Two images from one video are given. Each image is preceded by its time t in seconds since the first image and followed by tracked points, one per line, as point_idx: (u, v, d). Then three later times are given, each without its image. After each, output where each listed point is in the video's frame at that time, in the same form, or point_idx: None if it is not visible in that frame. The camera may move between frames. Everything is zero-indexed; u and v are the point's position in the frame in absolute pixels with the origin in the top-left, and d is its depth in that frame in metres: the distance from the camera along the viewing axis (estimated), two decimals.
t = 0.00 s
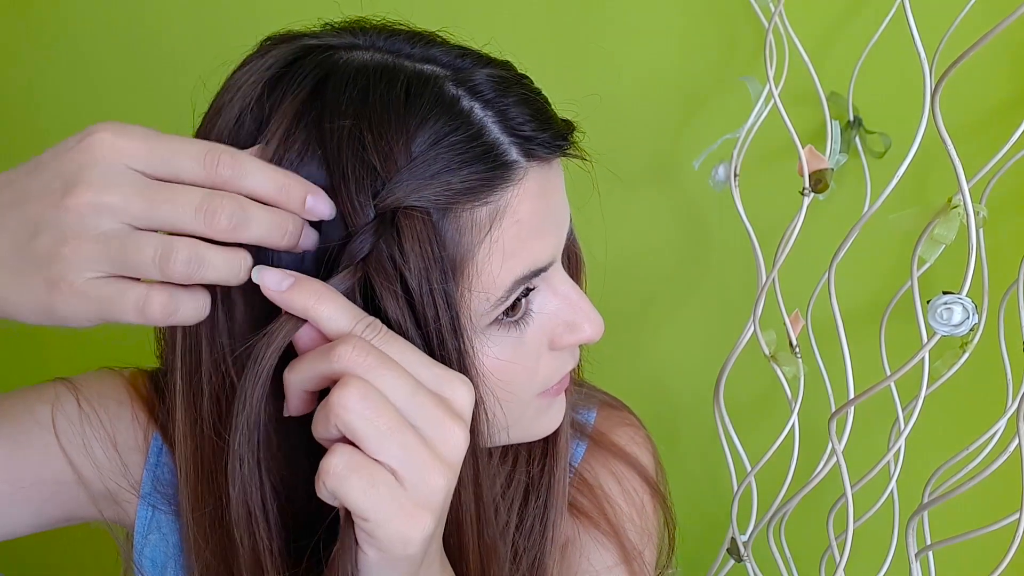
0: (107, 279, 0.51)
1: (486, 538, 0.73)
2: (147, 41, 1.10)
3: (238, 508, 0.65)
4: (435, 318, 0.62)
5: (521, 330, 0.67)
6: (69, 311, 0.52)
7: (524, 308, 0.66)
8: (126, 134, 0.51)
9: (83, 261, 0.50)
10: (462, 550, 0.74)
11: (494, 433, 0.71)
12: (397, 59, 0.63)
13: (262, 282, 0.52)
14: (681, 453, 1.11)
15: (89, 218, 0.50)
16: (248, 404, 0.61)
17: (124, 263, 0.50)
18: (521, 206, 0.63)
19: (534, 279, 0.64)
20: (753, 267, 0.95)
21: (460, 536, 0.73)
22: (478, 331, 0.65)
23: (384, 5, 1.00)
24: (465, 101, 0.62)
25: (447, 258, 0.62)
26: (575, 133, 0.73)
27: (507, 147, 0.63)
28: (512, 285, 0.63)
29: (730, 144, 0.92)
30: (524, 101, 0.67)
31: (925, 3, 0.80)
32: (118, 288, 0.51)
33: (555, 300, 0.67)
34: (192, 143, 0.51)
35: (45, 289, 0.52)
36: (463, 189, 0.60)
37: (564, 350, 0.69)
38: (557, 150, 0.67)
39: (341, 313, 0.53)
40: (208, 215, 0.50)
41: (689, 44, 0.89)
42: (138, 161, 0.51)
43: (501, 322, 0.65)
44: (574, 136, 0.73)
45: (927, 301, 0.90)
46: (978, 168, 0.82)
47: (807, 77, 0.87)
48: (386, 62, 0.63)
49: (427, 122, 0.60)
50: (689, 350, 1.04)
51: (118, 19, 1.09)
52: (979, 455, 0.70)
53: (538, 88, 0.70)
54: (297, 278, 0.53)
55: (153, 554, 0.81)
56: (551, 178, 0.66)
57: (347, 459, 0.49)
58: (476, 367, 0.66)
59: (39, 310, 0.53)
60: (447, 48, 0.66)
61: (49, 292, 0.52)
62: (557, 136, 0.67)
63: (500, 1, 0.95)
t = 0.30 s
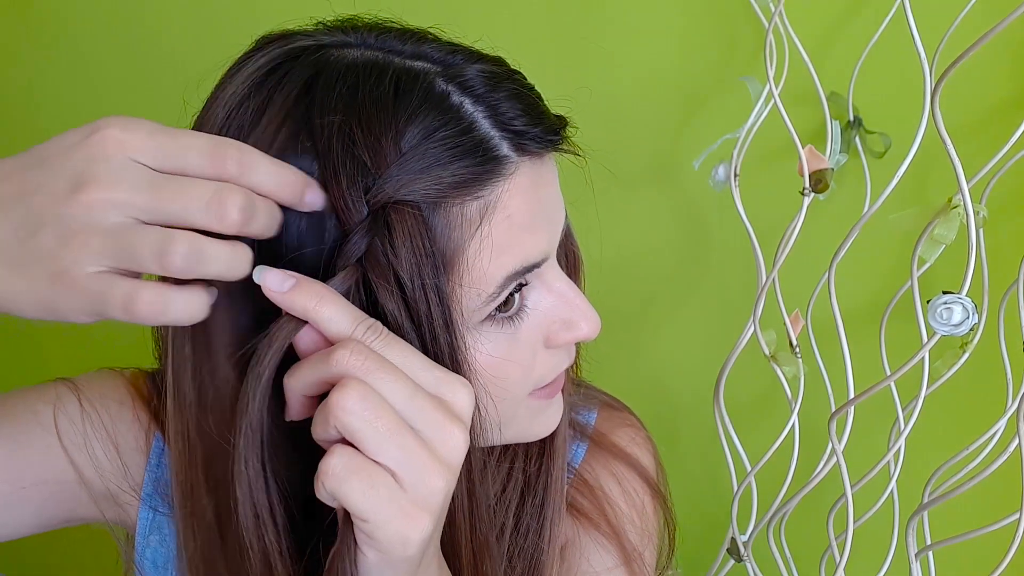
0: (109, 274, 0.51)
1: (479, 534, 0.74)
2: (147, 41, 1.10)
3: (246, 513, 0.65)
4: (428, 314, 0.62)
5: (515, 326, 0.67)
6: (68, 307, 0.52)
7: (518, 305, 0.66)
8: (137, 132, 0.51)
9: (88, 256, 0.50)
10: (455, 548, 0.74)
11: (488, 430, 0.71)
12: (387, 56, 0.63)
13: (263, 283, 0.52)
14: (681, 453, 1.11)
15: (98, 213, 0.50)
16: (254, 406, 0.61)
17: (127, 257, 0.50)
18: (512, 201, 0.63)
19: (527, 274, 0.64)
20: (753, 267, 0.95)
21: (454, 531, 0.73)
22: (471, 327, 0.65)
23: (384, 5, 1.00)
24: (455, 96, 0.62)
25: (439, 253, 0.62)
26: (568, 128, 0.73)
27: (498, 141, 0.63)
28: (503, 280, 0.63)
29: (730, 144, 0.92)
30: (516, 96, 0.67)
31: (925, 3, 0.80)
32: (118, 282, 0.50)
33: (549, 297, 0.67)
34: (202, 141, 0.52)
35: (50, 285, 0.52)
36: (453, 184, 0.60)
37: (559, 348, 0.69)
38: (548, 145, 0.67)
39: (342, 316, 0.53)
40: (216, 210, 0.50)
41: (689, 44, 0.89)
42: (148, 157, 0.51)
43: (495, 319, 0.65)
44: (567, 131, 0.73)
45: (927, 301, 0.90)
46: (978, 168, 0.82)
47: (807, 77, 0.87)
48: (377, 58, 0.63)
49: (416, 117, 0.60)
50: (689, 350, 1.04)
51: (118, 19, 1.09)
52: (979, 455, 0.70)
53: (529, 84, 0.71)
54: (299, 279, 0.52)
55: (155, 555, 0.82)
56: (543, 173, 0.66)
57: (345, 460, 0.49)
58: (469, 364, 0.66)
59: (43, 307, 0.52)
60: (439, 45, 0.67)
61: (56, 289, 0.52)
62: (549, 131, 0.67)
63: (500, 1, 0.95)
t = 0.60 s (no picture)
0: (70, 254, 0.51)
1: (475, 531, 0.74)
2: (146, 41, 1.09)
3: (242, 513, 0.65)
4: (426, 312, 0.62)
5: (513, 326, 0.66)
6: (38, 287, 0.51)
7: (517, 306, 0.66)
8: (100, 113, 0.51)
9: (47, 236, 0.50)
10: (451, 545, 0.74)
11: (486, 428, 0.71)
12: (386, 55, 0.63)
13: (266, 281, 0.51)
14: (680, 453, 1.11)
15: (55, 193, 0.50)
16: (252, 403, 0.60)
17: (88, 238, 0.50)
18: (511, 200, 0.63)
19: (526, 274, 0.64)
20: (753, 267, 0.95)
21: (450, 526, 0.74)
22: (470, 326, 0.65)
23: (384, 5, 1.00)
24: (454, 95, 0.62)
25: (438, 252, 0.61)
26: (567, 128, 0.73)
27: (497, 140, 0.63)
28: (502, 280, 0.62)
29: (730, 144, 0.92)
30: (515, 95, 0.67)
31: (925, 3, 0.80)
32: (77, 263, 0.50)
33: (549, 298, 0.66)
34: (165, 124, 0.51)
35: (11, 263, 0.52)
36: (452, 183, 0.60)
37: (558, 348, 0.69)
38: (548, 145, 0.67)
39: (345, 316, 0.53)
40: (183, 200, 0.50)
41: (688, 44, 0.89)
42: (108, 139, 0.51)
43: (494, 319, 0.65)
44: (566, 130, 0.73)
45: (927, 301, 0.90)
46: (978, 168, 0.82)
47: (807, 77, 0.87)
48: (376, 57, 0.63)
49: (415, 116, 0.60)
50: (689, 350, 1.04)
51: (118, 19, 1.09)
52: (979, 455, 0.70)
53: (529, 83, 0.71)
54: (302, 279, 0.52)
55: (155, 555, 0.82)
56: (542, 172, 0.66)
57: (346, 457, 0.49)
58: (467, 363, 0.66)
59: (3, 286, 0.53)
60: (438, 44, 0.66)
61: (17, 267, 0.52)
62: (548, 131, 0.67)
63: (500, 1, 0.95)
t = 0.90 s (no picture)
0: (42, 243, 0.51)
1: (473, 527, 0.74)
2: (147, 40, 1.09)
3: (240, 510, 0.65)
4: (423, 309, 0.63)
5: (510, 324, 0.67)
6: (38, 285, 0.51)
7: (514, 304, 0.66)
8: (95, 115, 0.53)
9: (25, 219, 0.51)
10: (449, 543, 0.74)
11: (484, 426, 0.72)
12: (385, 53, 0.64)
13: (263, 277, 0.52)
14: (680, 452, 1.11)
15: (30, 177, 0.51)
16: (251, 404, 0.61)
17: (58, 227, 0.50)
18: (508, 198, 0.63)
19: (523, 272, 0.64)
20: (753, 267, 0.95)
21: (447, 524, 0.74)
22: (466, 324, 0.65)
23: (384, 5, 1.00)
24: (451, 93, 0.62)
25: (435, 250, 0.62)
26: (564, 126, 0.73)
27: (495, 138, 0.63)
28: (498, 277, 0.62)
29: (730, 144, 0.92)
30: (512, 94, 0.67)
31: (925, 3, 0.80)
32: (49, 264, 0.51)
33: (546, 296, 0.66)
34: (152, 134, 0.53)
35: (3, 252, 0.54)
36: (449, 181, 0.61)
37: (555, 347, 0.69)
38: (545, 143, 0.67)
39: (341, 312, 0.53)
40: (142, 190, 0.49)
41: (688, 44, 0.89)
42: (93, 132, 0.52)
43: (490, 317, 0.65)
44: (564, 129, 0.73)
45: (927, 300, 0.89)
46: (978, 168, 0.82)
47: (807, 77, 0.87)
48: (374, 55, 0.63)
49: (413, 114, 0.60)
50: (689, 350, 1.04)
51: (119, 19, 1.09)
52: (979, 455, 0.70)
53: (526, 81, 0.71)
54: (299, 275, 0.53)
55: (154, 555, 0.82)
56: (540, 170, 0.66)
57: (341, 453, 0.49)
58: (462, 361, 0.66)
59: None
60: (436, 42, 0.67)
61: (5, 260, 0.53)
62: (545, 129, 0.67)
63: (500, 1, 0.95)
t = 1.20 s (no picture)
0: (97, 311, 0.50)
1: (472, 524, 0.74)
2: (146, 40, 1.09)
3: (245, 510, 0.65)
4: (421, 306, 0.63)
5: (507, 322, 0.66)
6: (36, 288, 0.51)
7: (511, 301, 0.66)
8: (71, 166, 0.49)
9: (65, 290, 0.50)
10: (449, 539, 0.74)
11: (481, 424, 0.71)
12: (382, 51, 0.64)
13: (265, 275, 0.52)
14: (680, 452, 1.11)
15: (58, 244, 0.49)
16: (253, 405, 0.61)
17: (125, 289, 0.50)
18: (504, 196, 0.63)
19: (519, 270, 0.64)
20: (753, 267, 0.95)
21: (446, 521, 0.74)
22: (463, 322, 0.65)
23: (384, 5, 1.00)
24: (448, 91, 0.62)
25: (432, 247, 0.62)
26: (562, 125, 0.73)
27: (491, 136, 0.63)
28: (495, 275, 0.62)
29: (730, 144, 0.92)
30: (510, 92, 0.67)
31: (925, 3, 0.80)
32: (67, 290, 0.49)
33: (544, 294, 0.66)
34: (143, 162, 0.50)
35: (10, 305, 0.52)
36: (446, 177, 0.60)
37: (552, 346, 0.69)
38: (542, 141, 0.67)
39: (343, 311, 0.53)
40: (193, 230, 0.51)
41: (688, 44, 0.89)
42: (94, 190, 0.49)
43: (487, 315, 0.65)
44: (561, 127, 0.73)
45: (927, 300, 0.90)
46: (978, 168, 0.82)
47: (807, 76, 0.87)
48: (372, 54, 0.63)
49: (409, 111, 0.60)
50: (689, 349, 1.04)
51: (118, 20, 1.09)
52: (979, 455, 0.70)
53: (524, 80, 0.71)
54: (302, 273, 0.53)
55: (155, 554, 0.82)
56: (537, 169, 0.66)
57: (343, 451, 0.49)
58: (461, 358, 0.66)
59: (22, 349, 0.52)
60: (434, 41, 0.67)
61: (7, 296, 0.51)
62: (542, 127, 0.67)
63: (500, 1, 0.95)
